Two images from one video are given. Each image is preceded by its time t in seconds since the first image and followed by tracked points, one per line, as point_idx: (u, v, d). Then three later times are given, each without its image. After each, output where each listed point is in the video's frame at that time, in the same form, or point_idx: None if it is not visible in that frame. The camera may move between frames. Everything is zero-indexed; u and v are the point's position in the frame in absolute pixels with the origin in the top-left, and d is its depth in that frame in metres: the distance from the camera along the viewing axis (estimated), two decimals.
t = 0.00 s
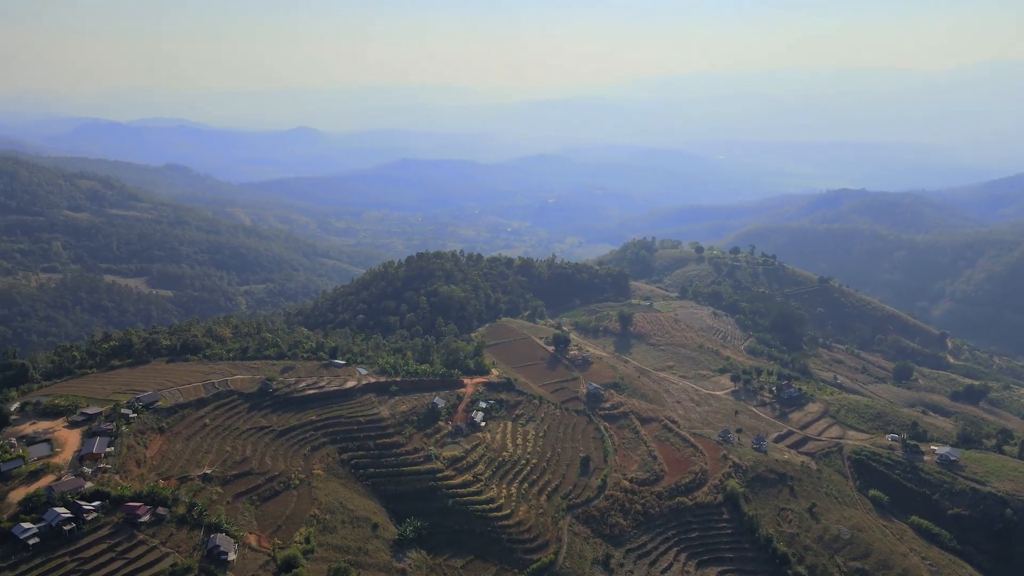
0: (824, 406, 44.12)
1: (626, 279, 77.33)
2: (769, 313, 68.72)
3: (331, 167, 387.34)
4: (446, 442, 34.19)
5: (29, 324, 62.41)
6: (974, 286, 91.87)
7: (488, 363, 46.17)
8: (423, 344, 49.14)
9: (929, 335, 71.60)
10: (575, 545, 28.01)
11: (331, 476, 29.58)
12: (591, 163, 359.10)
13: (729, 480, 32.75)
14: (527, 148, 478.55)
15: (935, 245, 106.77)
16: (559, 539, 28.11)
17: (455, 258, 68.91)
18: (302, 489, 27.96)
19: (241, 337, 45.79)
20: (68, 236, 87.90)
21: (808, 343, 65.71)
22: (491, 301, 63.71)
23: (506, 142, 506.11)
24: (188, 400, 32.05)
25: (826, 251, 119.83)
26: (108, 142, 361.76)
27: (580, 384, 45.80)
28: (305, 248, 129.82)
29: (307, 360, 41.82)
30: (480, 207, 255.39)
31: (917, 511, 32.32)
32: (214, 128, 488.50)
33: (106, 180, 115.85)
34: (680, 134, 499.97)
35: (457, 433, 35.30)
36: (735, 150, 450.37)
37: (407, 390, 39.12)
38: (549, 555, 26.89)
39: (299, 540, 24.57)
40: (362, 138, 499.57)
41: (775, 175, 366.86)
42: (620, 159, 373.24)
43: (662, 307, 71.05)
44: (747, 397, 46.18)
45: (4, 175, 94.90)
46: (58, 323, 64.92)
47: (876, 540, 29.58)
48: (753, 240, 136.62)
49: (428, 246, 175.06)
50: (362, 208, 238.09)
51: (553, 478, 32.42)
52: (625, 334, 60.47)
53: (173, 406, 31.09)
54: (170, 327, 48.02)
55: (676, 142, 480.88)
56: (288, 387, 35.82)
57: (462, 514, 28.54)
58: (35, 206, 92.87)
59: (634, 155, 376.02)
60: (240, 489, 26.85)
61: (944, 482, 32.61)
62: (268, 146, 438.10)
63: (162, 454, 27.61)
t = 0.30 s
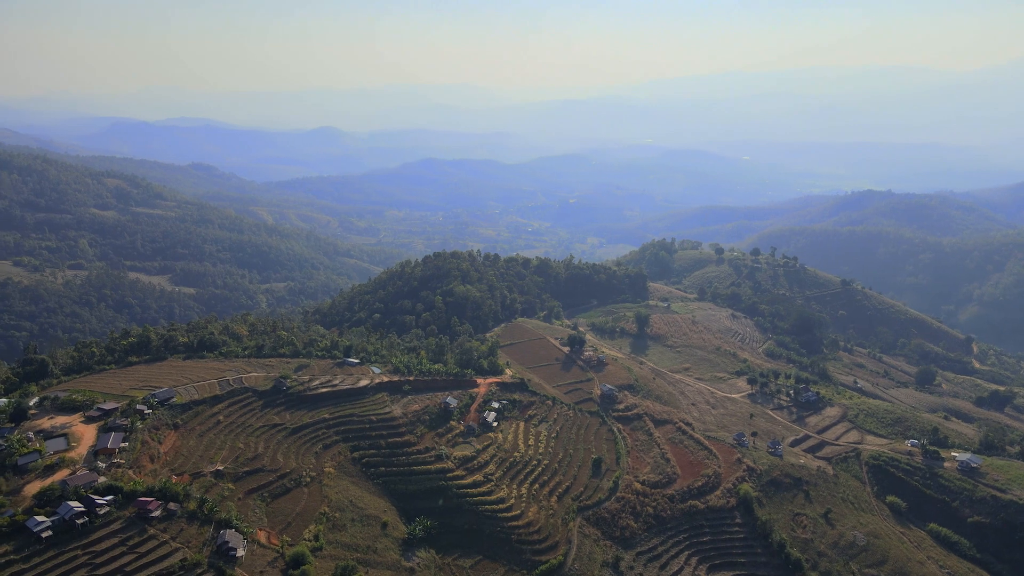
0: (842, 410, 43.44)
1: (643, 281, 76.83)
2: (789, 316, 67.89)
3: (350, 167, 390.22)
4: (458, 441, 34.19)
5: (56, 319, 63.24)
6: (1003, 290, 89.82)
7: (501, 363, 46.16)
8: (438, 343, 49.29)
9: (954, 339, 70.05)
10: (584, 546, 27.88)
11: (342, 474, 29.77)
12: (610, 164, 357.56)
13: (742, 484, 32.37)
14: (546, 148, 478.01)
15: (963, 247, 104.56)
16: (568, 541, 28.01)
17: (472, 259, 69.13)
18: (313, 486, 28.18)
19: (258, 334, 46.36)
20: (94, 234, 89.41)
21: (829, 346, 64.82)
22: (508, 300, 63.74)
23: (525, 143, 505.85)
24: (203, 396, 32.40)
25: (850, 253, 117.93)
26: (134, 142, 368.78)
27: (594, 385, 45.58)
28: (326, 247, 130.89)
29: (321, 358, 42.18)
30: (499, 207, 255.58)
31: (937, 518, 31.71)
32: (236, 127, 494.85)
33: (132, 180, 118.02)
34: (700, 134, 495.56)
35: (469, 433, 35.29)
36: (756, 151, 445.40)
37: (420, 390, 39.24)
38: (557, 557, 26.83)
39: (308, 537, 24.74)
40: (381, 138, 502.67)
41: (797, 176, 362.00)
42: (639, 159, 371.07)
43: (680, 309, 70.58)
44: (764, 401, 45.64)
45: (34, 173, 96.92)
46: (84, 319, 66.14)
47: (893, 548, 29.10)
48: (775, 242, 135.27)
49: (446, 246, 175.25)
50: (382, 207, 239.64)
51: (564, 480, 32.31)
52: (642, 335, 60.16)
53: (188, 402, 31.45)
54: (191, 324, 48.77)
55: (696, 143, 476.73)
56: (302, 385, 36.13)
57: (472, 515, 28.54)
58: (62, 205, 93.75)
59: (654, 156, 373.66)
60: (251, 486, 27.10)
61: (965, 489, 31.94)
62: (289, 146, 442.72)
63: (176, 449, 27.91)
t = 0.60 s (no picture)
0: (859, 415, 42.81)
1: (661, 282, 76.33)
2: (809, 318, 67.06)
3: (368, 167, 392.52)
4: (469, 441, 34.24)
5: (80, 316, 64.26)
6: None
7: (514, 364, 46.14)
8: (452, 342, 49.39)
9: (980, 344, 68.61)
10: (593, 549, 27.80)
11: (353, 472, 29.97)
12: (627, 164, 355.70)
13: (755, 488, 32.05)
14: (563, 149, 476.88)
15: (991, 250, 102.41)
16: (577, 543, 27.94)
17: (487, 259, 69.20)
18: (323, 484, 28.39)
19: (273, 332, 46.84)
20: (119, 232, 90.90)
21: (849, 349, 63.89)
22: (523, 301, 63.70)
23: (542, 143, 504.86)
24: (217, 394, 32.78)
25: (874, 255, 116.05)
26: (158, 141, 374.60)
27: (608, 387, 45.38)
28: (346, 246, 131.75)
29: (334, 357, 42.49)
30: (515, 207, 255.51)
31: (955, 526, 31.21)
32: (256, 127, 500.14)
33: (157, 178, 119.88)
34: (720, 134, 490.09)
35: (480, 433, 35.32)
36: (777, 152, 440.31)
37: (432, 389, 39.35)
38: (566, 559, 26.79)
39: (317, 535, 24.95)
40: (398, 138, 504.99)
41: (819, 178, 357.14)
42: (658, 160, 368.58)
43: (697, 311, 70.02)
44: (780, 404, 45.13)
45: (61, 171, 98.78)
46: (108, 315, 67.23)
47: (908, 556, 28.71)
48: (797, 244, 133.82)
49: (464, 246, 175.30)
50: (400, 206, 240.95)
51: (575, 481, 32.21)
52: (658, 337, 59.78)
53: (202, 399, 31.81)
54: (209, 321, 49.37)
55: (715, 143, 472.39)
56: (314, 383, 36.43)
57: (481, 515, 28.57)
58: (88, 202, 95.55)
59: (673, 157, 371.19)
60: (262, 483, 27.37)
61: (985, 497, 31.39)
62: (308, 146, 446.57)
63: (188, 446, 28.24)
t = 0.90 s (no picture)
0: (875, 419, 42.25)
1: (676, 282, 75.90)
2: (827, 321, 66.34)
3: (385, 166, 394.65)
4: (478, 441, 34.29)
5: (100, 313, 65.27)
6: None
7: (526, 364, 46.11)
8: (464, 342, 49.48)
9: (1003, 348, 67.40)
10: (601, 550, 27.73)
11: (361, 471, 30.17)
12: (643, 164, 354.04)
13: (766, 492, 31.77)
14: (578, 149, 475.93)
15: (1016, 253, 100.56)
16: (585, 544, 27.90)
17: (502, 258, 69.23)
18: (332, 483, 28.61)
19: (286, 331, 47.23)
20: (140, 230, 92.30)
21: (867, 352, 63.08)
22: (536, 301, 63.63)
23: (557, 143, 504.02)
24: (228, 391, 33.17)
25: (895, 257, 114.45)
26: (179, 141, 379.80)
27: (620, 388, 45.19)
28: (364, 246, 132.52)
29: (345, 356, 42.75)
30: (531, 207, 255.36)
31: (972, 533, 30.77)
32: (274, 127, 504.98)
33: (178, 178, 121.59)
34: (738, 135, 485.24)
35: (490, 433, 35.34)
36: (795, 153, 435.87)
37: (443, 389, 39.44)
38: (573, 560, 26.78)
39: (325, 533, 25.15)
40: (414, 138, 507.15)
41: (838, 179, 352.91)
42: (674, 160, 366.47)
43: (712, 312, 69.55)
44: (795, 407, 44.67)
45: (86, 171, 100.53)
46: (128, 313, 68.25)
47: (923, 562, 28.38)
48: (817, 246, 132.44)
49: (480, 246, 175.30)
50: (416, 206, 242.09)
51: (584, 483, 32.15)
52: (672, 338, 59.45)
53: (214, 397, 32.20)
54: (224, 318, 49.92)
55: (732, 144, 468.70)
56: (325, 381, 36.70)
57: (489, 515, 28.62)
58: (111, 201, 97.46)
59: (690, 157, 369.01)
60: (272, 481, 27.63)
61: (1004, 504, 30.97)
62: (325, 146, 450.01)
63: (199, 443, 28.59)
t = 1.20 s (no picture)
0: (893, 423, 41.66)
1: (693, 284, 75.43)
2: (846, 323, 65.52)
3: (402, 166, 396.46)
4: (488, 441, 34.34)
5: (123, 309, 66.31)
6: None
7: (539, 365, 46.06)
8: (477, 342, 49.57)
9: None
10: (609, 552, 27.66)
11: (371, 469, 30.37)
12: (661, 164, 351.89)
13: (778, 496, 31.47)
14: (596, 149, 474.15)
15: None
16: (593, 546, 27.87)
17: (517, 258, 69.22)
18: (341, 481, 28.85)
19: (302, 329, 47.65)
20: (163, 228, 93.72)
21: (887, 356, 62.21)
22: (551, 302, 63.50)
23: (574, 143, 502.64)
24: (241, 388, 33.54)
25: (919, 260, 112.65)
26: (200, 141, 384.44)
27: (633, 389, 44.97)
28: (383, 245, 133.21)
29: (358, 354, 43.03)
30: (548, 207, 255.16)
31: (991, 541, 30.30)
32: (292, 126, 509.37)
33: (201, 177, 123.23)
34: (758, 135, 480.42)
35: (500, 433, 35.37)
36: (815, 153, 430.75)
37: (454, 388, 39.54)
38: (581, 561, 26.78)
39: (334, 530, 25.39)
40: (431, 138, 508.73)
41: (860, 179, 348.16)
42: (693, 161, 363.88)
43: (729, 314, 69.00)
44: (811, 410, 44.15)
45: (111, 170, 102.27)
46: (149, 310, 69.30)
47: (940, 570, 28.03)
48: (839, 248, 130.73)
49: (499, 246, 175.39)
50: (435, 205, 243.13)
51: (593, 484, 32.10)
52: (688, 340, 59.03)
53: (227, 394, 32.56)
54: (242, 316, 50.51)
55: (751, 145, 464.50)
56: (338, 380, 36.97)
57: (498, 515, 28.68)
58: (135, 200, 99.11)
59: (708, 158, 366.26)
60: (282, 478, 27.93)
61: None
62: (343, 145, 452.99)
63: (211, 439, 28.94)
